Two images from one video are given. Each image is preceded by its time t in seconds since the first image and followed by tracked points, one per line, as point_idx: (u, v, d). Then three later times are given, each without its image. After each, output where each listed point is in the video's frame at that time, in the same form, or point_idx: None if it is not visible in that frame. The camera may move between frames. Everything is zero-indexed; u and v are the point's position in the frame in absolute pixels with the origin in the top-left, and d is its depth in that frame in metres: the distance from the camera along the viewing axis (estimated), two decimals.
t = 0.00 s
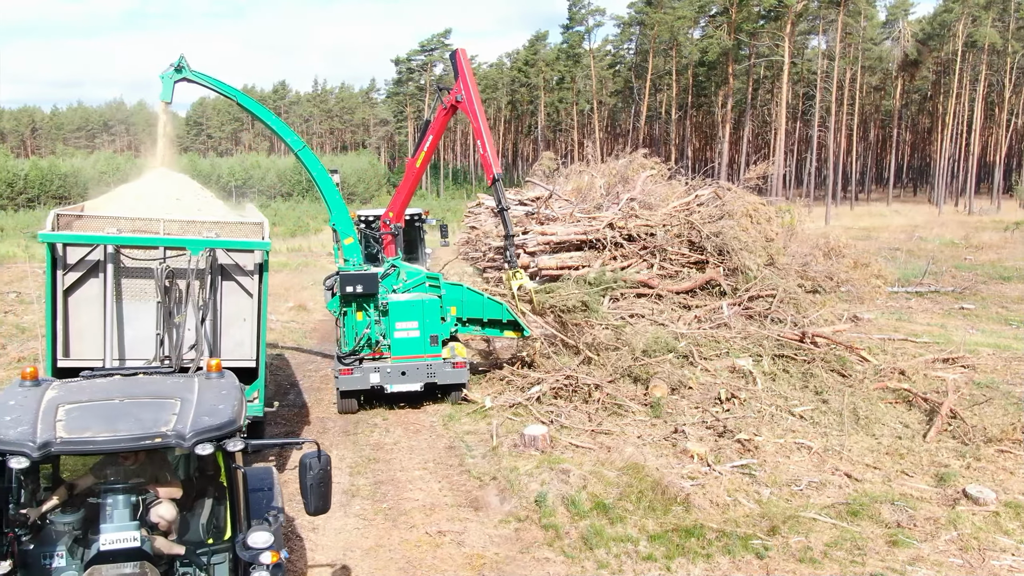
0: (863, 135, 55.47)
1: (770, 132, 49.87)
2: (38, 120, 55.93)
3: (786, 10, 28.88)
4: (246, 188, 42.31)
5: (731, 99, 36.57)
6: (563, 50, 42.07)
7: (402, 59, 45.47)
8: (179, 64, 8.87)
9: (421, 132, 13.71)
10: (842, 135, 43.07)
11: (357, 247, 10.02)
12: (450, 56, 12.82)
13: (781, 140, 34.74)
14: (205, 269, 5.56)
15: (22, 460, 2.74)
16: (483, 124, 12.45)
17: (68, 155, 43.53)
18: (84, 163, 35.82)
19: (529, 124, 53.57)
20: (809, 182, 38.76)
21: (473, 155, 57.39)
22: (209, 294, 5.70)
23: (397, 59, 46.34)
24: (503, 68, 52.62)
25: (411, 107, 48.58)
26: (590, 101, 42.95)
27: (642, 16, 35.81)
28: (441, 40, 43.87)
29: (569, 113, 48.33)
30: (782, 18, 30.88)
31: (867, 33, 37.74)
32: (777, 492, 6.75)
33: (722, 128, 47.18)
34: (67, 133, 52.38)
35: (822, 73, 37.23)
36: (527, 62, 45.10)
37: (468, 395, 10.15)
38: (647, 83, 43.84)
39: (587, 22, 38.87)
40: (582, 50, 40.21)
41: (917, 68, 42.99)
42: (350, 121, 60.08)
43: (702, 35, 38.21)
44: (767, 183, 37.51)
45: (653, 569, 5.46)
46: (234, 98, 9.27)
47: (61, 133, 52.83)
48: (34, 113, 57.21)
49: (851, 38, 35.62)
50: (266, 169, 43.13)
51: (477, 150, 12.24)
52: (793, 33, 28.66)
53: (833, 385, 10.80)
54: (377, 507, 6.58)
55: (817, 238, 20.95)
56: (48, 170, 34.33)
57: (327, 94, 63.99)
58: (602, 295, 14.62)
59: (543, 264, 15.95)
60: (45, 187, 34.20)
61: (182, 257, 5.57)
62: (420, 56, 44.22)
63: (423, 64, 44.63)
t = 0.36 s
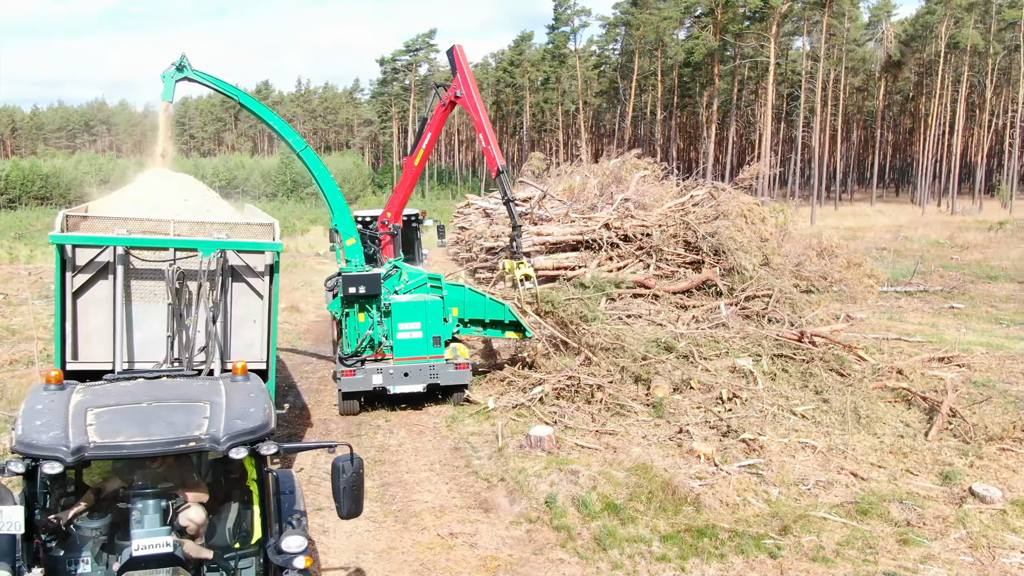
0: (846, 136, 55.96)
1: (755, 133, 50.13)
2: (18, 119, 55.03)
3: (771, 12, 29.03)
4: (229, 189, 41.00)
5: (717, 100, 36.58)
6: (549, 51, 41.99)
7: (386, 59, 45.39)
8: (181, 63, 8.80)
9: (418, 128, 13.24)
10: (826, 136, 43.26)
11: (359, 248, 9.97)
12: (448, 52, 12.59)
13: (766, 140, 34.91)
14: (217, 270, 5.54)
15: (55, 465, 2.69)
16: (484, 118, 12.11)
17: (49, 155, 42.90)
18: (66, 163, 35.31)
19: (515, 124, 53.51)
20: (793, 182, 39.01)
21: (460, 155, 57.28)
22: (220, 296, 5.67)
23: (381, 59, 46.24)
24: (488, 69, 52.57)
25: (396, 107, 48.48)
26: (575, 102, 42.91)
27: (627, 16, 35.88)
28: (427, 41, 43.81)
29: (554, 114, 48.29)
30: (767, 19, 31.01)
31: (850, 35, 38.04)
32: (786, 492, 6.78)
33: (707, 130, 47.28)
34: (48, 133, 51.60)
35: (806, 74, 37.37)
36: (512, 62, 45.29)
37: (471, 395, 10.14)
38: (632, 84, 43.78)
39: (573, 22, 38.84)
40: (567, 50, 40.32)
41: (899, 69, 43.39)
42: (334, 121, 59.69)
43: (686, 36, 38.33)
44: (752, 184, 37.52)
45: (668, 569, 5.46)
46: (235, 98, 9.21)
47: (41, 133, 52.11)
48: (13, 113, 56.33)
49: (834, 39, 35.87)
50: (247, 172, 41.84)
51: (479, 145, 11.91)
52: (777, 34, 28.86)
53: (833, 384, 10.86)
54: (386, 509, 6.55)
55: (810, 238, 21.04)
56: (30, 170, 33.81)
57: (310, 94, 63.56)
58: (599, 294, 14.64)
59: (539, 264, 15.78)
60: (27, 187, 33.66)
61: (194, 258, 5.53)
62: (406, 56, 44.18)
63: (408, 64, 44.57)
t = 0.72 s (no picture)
0: (829, 136, 56.33)
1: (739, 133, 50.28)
2: None
3: (755, 13, 29.10)
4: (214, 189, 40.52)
5: (702, 101, 36.62)
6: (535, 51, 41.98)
7: (370, 59, 45.25)
8: (180, 63, 8.71)
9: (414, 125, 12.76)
10: (809, 136, 43.49)
11: (360, 249, 9.94)
12: (443, 49, 12.46)
13: (750, 141, 35.01)
14: (229, 271, 5.52)
15: (90, 468, 2.65)
16: (483, 113, 11.94)
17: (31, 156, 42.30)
18: (49, 164, 34.83)
19: (501, 125, 53.46)
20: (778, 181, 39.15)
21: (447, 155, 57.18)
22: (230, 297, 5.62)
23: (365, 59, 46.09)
24: (474, 69, 52.51)
25: (380, 107, 48.32)
26: (561, 102, 42.87)
27: (613, 17, 35.83)
28: (412, 41, 43.75)
29: (540, 114, 48.26)
30: (752, 19, 31.01)
31: (833, 36, 38.20)
32: (793, 490, 6.82)
33: (692, 130, 47.34)
34: (29, 133, 50.89)
35: (790, 75, 37.52)
36: (498, 62, 45.31)
37: (472, 395, 10.12)
38: (617, 84, 43.76)
39: (559, 22, 38.82)
40: (553, 50, 40.32)
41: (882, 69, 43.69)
42: (315, 121, 59.19)
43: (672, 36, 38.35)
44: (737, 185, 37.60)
45: (681, 568, 5.47)
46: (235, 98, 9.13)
47: (21, 133, 51.39)
48: None
49: (818, 39, 36.01)
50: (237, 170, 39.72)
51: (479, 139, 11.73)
52: (762, 34, 28.93)
53: (831, 383, 10.92)
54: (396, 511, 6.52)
55: (802, 237, 21.12)
56: (12, 171, 33.32)
57: (294, 94, 63.18)
58: (596, 294, 14.65)
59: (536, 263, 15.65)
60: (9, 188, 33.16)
61: (205, 259, 5.51)
62: (390, 56, 44.09)
63: (393, 63, 44.51)
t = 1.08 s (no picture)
0: (813, 137, 56.66)
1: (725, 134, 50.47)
2: None
3: (741, 14, 29.18)
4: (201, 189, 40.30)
5: (688, 102, 36.70)
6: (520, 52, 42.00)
7: (355, 59, 45.13)
8: (182, 62, 8.63)
9: (409, 125, 12.55)
10: (793, 137, 43.75)
11: (361, 250, 9.91)
12: (436, 47, 12.32)
13: (736, 142, 35.14)
14: (240, 272, 5.47)
15: (127, 471, 2.63)
16: (477, 110, 11.81)
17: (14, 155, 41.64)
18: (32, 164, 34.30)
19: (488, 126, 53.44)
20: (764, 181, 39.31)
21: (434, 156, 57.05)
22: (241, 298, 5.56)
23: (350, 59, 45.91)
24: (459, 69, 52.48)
25: (366, 107, 48.14)
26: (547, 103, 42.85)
27: (600, 17, 35.80)
28: (397, 41, 43.68)
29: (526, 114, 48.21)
30: (737, 20, 31.07)
31: (818, 37, 38.41)
32: (800, 489, 6.86)
33: (677, 131, 47.46)
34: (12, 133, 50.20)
35: (775, 76, 37.69)
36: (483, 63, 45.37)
37: (474, 396, 10.13)
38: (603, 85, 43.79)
39: (544, 23, 38.88)
40: (539, 51, 40.36)
41: (866, 70, 43.97)
42: (301, 122, 59.04)
43: (657, 36, 38.43)
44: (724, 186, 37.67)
45: (695, 567, 5.48)
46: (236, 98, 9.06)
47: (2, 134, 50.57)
48: None
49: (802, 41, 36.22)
50: (219, 170, 37.08)
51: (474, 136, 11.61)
52: (748, 35, 29.01)
53: (831, 382, 10.98)
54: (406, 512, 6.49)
55: (795, 237, 21.17)
56: None
57: (277, 95, 62.77)
58: (594, 293, 14.64)
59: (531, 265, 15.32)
60: None
61: (217, 260, 5.47)
62: (376, 56, 43.99)
63: (378, 64, 44.39)
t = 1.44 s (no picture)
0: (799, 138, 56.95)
1: (711, 134, 50.61)
2: None
3: (728, 15, 29.26)
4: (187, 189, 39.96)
5: (675, 102, 36.71)
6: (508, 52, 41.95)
7: (341, 59, 44.94)
8: (183, 62, 8.58)
9: (408, 124, 12.48)
10: (779, 138, 43.89)
11: (363, 250, 9.88)
12: (432, 45, 12.25)
13: (722, 142, 35.23)
14: (253, 273, 5.45)
15: (163, 474, 2.60)
16: (479, 106, 11.80)
17: None
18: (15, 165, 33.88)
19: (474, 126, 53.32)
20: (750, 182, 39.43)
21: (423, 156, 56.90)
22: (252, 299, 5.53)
23: (336, 59, 45.73)
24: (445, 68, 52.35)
25: (352, 107, 47.87)
26: (534, 103, 42.78)
27: (587, 18, 35.71)
28: (383, 41, 43.54)
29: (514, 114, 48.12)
30: (725, 20, 31.05)
31: (803, 38, 38.59)
32: (808, 488, 6.89)
33: (664, 131, 47.52)
34: None
35: (761, 77, 37.80)
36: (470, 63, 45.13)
37: (477, 397, 10.12)
38: (590, 86, 43.79)
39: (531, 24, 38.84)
40: (526, 51, 40.34)
41: (851, 72, 44.22)
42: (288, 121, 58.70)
43: (644, 37, 38.45)
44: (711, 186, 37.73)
45: (709, 567, 5.50)
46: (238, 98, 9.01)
47: None
48: None
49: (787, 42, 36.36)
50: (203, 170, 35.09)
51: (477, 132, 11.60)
52: (735, 35, 29.08)
53: (830, 380, 11.04)
54: (416, 513, 6.46)
55: (789, 237, 21.23)
56: None
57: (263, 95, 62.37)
58: (591, 294, 14.56)
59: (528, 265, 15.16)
60: None
61: (228, 260, 5.45)
62: (362, 56, 43.84)
63: (365, 64, 44.23)
